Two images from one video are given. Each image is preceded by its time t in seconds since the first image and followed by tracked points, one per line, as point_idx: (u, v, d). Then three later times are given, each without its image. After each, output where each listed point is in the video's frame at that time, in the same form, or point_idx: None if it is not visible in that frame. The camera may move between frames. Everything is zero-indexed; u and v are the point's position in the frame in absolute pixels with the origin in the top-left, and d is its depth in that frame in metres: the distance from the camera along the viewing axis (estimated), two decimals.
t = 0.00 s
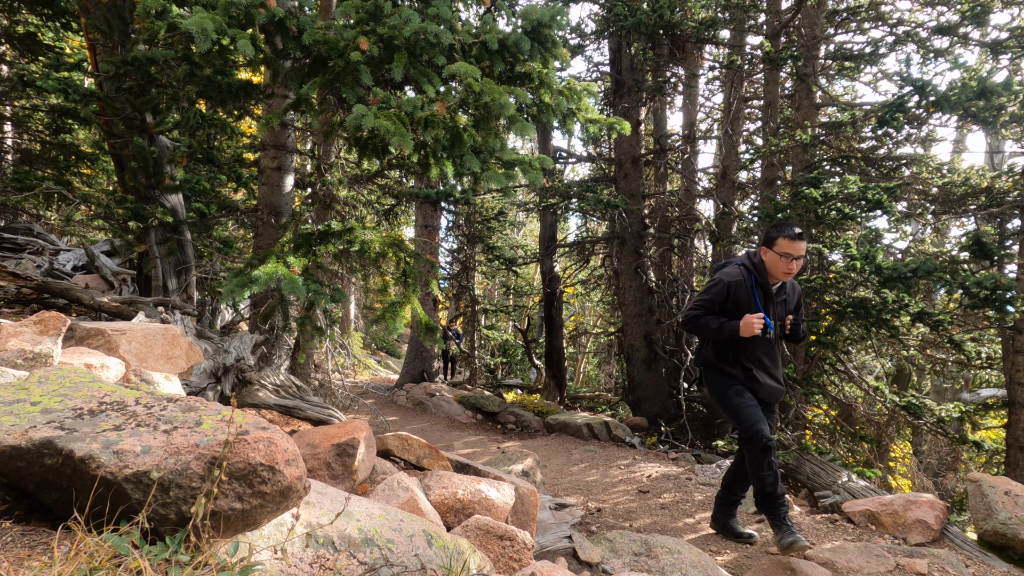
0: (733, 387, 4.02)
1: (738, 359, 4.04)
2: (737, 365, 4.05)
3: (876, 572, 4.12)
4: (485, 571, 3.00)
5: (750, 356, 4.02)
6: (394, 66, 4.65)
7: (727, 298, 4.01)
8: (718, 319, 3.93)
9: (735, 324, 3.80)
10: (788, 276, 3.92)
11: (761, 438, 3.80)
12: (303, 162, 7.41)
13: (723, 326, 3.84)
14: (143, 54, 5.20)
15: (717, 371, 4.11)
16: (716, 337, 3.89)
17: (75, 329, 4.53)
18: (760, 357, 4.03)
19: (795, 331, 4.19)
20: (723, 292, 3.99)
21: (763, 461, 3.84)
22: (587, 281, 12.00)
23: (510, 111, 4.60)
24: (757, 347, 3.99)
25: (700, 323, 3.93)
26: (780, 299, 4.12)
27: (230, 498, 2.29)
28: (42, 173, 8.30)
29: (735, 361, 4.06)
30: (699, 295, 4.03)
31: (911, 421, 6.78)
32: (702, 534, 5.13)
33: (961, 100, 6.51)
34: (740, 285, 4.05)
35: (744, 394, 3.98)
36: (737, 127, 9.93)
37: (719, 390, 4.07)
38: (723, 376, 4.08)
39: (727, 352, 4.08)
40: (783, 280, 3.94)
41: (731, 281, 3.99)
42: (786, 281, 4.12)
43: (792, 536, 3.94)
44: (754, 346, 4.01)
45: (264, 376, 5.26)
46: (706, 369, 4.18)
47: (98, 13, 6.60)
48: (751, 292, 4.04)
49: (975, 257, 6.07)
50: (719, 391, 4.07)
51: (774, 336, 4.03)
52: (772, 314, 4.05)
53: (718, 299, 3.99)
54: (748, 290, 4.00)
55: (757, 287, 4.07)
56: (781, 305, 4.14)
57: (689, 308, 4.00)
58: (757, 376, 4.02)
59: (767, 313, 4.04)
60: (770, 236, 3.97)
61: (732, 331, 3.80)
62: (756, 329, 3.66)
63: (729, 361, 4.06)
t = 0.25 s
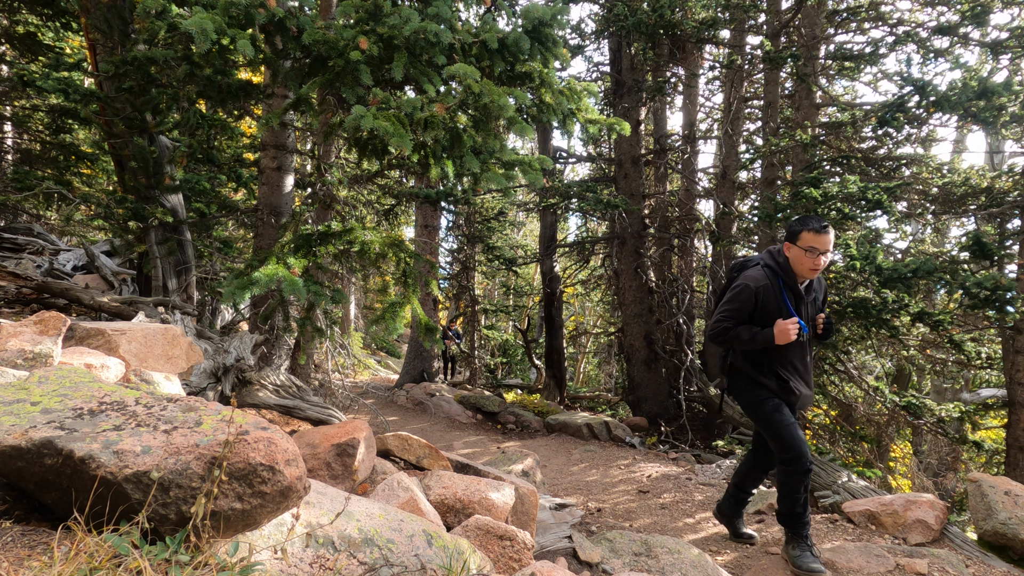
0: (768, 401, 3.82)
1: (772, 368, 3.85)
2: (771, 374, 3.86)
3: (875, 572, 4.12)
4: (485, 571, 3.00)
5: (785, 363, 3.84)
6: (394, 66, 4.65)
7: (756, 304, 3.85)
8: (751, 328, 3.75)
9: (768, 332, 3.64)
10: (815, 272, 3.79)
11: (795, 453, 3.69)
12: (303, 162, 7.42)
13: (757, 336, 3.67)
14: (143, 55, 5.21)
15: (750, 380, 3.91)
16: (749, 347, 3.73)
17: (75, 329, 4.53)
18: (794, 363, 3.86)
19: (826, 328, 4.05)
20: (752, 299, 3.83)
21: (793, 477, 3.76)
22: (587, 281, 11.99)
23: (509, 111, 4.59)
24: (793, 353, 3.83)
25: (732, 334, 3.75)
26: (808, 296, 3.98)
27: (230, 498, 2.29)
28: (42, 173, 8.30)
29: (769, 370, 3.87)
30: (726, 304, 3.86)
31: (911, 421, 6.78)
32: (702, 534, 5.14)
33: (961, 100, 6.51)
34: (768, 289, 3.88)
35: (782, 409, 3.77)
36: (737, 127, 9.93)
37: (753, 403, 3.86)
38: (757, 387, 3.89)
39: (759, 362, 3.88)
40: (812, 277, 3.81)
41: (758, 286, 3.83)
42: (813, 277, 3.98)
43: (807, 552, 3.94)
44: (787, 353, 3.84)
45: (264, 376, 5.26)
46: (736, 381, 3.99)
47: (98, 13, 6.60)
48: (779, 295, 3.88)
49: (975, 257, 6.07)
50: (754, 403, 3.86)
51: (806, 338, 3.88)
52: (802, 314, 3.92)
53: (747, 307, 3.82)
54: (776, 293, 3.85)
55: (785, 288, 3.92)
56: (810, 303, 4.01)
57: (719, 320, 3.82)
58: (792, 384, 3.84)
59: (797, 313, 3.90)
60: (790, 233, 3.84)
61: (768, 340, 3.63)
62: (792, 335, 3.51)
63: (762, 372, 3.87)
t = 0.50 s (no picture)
0: (790, 403, 3.54)
1: (801, 353, 3.51)
2: (800, 360, 3.52)
3: (875, 572, 4.11)
4: (485, 571, 3.00)
5: (817, 344, 3.47)
6: (394, 66, 4.65)
7: (778, 278, 3.54)
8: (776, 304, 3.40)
9: (794, 306, 3.28)
10: (837, 233, 3.53)
11: (805, 463, 3.55)
12: (303, 162, 7.42)
13: (782, 312, 3.31)
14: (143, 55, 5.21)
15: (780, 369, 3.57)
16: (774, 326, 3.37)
17: (75, 329, 4.53)
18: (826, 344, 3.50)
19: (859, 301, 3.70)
20: (772, 272, 3.53)
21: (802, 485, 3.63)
22: (587, 281, 11.99)
23: (509, 112, 4.59)
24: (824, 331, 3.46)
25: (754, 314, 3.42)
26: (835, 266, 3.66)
27: (230, 498, 2.29)
28: (42, 173, 8.30)
29: (799, 358, 3.51)
30: (745, 282, 3.57)
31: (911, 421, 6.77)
32: (702, 534, 5.14)
33: (961, 100, 6.50)
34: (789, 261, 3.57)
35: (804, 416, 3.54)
36: (737, 127, 9.93)
37: (778, 401, 3.60)
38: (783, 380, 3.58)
39: (787, 348, 3.54)
40: (834, 239, 3.54)
41: (778, 258, 3.53)
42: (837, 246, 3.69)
43: (808, 556, 3.84)
44: (819, 331, 3.47)
45: (264, 376, 5.27)
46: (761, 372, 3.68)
47: (98, 13, 6.60)
48: (802, 266, 3.56)
49: (975, 257, 6.07)
50: (782, 400, 3.57)
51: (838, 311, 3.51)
52: (831, 284, 3.59)
53: (768, 282, 3.51)
54: (799, 264, 3.55)
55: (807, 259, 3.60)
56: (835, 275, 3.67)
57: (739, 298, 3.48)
58: (824, 372, 3.48)
59: (825, 284, 3.57)
60: (808, 198, 3.63)
61: (794, 315, 3.27)
62: (821, 306, 3.13)
63: (790, 358, 3.53)
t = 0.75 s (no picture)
0: (800, 401, 3.50)
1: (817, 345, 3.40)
2: (817, 351, 3.40)
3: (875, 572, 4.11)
4: (485, 571, 3.00)
5: (833, 333, 3.37)
6: (394, 66, 4.65)
7: (790, 263, 3.55)
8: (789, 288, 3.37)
9: (807, 289, 3.24)
10: (853, 211, 3.50)
11: (805, 463, 3.53)
12: (303, 162, 7.41)
13: (792, 295, 3.28)
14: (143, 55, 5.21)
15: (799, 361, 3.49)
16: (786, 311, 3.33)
17: (75, 329, 4.53)
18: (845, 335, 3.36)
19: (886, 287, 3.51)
20: (784, 256, 3.54)
21: (803, 484, 3.61)
22: (587, 281, 11.99)
23: (509, 112, 4.59)
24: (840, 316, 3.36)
25: (764, 298, 3.41)
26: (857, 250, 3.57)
27: (230, 498, 2.29)
28: (42, 173, 8.30)
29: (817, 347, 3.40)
30: (757, 268, 3.59)
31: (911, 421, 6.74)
32: (702, 534, 5.15)
33: (961, 100, 6.50)
34: (804, 246, 3.56)
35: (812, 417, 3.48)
36: (737, 127, 9.93)
37: (792, 396, 3.56)
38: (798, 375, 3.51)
39: (804, 339, 3.47)
40: (849, 219, 3.51)
41: (790, 243, 3.55)
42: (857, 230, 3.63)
43: (808, 556, 3.79)
44: (835, 319, 3.37)
45: (264, 376, 5.27)
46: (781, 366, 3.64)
47: (98, 13, 6.60)
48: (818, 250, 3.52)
49: (975, 257, 6.06)
50: (795, 395, 3.54)
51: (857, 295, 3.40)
52: (849, 268, 3.51)
53: (780, 266, 3.52)
54: (813, 248, 3.54)
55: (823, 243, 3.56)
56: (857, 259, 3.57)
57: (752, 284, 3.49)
58: (842, 366, 3.32)
59: (842, 266, 3.51)
60: (823, 181, 3.65)
61: (804, 299, 3.23)
62: (833, 288, 3.07)
63: (806, 350, 3.45)
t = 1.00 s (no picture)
0: (822, 412, 3.29)
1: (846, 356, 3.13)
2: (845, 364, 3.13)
3: (875, 572, 4.11)
4: (485, 571, 3.00)
5: (864, 345, 3.06)
6: (394, 66, 4.65)
7: (823, 269, 3.26)
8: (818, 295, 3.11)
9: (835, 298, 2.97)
10: (900, 218, 3.13)
11: (817, 470, 3.38)
12: (303, 162, 7.41)
13: (822, 303, 3.02)
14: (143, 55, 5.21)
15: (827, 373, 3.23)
16: (815, 319, 3.08)
17: (75, 329, 4.53)
18: (879, 350, 3.04)
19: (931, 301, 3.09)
20: (817, 261, 3.27)
21: (815, 490, 3.47)
22: (587, 281, 11.99)
23: (509, 112, 4.59)
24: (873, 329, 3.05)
25: (792, 304, 3.18)
26: (901, 261, 3.19)
27: (230, 498, 2.29)
28: (43, 173, 8.30)
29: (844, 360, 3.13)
30: (788, 273, 3.34)
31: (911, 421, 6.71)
32: (702, 534, 5.14)
33: (961, 100, 6.50)
34: (839, 252, 3.24)
35: (833, 430, 3.27)
36: (737, 127, 9.93)
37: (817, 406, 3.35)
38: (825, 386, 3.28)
39: (834, 350, 3.22)
40: (892, 226, 3.14)
41: (823, 248, 3.26)
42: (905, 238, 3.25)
43: (808, 557, 3.72)
44: (868, 331, 3.06)
45: (264, 376, 5.27)
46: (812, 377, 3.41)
47: (98, 13, 6.60)
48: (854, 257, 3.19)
49: (975, 257, 6.06)
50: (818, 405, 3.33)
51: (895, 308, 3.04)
52: (888, 279, 3.13)
53: (812, 272, 3.26)
54: (849, 255, 3.21)
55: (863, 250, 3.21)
56: (901, 270, 3.18)
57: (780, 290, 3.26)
58: (868, 381, 3.02)
59: (882, 276, 3.15)
60: (868, 185, 3.29)
61: (833, 307, 2.98)
62: (863, 298, 2.80)
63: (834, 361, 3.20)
